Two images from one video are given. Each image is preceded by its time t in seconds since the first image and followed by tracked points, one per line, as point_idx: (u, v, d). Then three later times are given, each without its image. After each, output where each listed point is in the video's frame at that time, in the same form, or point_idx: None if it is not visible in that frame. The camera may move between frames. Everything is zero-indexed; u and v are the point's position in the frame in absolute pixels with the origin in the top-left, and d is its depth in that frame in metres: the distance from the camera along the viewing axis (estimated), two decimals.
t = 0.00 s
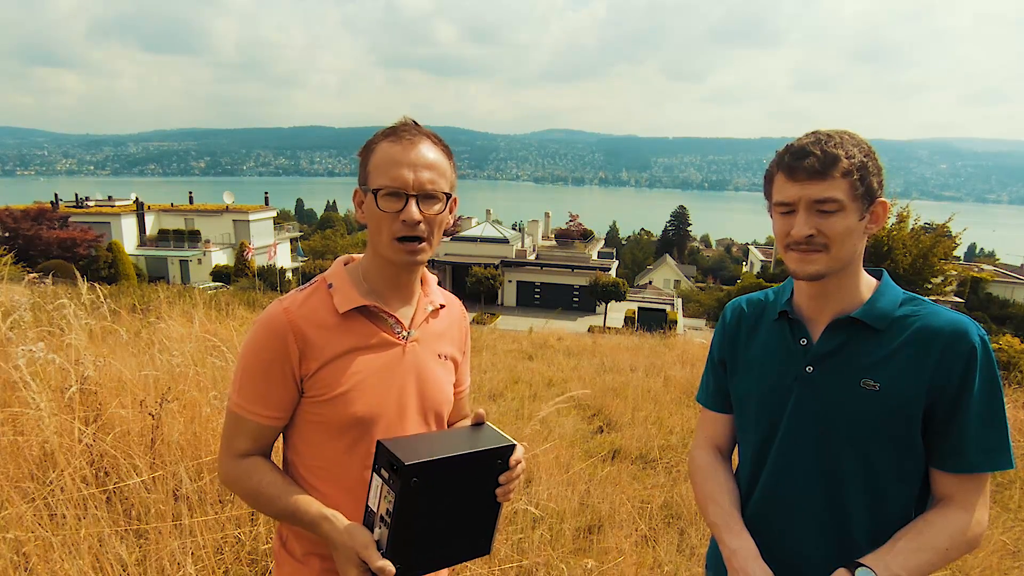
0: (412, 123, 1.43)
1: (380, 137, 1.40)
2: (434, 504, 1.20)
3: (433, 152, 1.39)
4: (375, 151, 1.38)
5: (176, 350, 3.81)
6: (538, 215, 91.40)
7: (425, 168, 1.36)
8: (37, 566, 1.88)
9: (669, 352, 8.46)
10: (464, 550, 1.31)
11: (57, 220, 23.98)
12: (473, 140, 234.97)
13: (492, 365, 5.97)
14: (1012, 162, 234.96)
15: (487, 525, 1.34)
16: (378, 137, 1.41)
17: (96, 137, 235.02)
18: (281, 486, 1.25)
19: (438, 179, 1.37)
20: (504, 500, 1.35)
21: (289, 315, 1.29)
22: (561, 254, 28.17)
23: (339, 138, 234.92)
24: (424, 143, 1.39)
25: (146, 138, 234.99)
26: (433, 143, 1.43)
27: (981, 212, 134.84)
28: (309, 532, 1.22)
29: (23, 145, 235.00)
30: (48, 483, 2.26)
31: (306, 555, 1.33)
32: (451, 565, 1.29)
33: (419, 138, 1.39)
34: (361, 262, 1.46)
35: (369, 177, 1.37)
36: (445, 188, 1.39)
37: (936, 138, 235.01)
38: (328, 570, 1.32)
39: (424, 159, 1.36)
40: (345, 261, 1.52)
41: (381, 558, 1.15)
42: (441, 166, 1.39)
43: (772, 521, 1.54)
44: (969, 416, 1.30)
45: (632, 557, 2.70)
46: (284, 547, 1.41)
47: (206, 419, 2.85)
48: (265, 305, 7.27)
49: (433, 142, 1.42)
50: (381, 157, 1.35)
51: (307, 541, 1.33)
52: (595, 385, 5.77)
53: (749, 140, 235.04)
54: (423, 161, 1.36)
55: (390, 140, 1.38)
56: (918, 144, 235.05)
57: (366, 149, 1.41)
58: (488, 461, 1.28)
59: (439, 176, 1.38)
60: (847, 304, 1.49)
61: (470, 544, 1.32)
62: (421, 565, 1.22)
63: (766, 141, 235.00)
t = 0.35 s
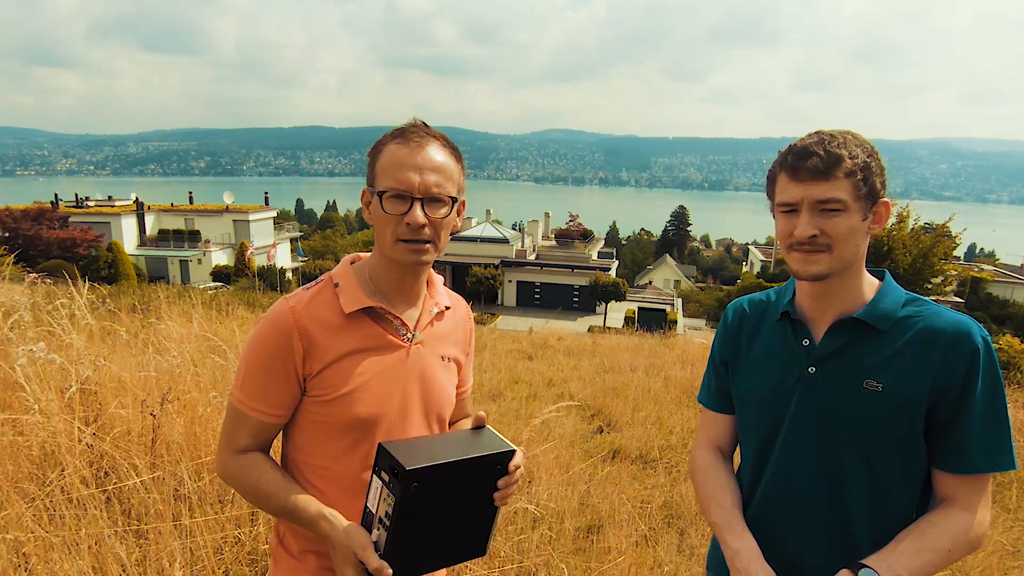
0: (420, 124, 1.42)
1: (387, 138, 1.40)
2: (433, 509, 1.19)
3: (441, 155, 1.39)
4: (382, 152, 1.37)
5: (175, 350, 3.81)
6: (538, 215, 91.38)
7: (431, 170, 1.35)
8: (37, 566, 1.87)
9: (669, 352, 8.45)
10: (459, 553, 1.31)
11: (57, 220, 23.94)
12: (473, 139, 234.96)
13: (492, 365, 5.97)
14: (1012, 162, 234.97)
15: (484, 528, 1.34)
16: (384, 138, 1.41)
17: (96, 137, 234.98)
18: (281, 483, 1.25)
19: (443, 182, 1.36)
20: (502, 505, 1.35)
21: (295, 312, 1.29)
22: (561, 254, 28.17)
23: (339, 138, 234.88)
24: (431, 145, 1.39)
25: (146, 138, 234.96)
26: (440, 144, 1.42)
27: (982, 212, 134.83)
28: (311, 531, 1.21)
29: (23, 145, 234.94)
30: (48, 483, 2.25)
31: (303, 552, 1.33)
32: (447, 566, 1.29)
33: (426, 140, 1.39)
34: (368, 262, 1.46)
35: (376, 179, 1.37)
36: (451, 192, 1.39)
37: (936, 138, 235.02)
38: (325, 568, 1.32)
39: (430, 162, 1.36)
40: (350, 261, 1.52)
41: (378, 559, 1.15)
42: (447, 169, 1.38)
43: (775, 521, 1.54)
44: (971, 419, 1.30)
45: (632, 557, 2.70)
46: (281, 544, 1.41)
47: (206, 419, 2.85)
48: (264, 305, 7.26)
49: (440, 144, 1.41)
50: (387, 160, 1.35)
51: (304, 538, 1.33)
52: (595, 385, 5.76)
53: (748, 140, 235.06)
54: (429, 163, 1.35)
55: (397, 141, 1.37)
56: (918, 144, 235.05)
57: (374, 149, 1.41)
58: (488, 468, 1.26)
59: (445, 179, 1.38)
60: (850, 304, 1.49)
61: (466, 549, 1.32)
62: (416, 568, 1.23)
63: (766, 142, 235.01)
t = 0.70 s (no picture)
0: (411, 121, 1.42)
1: (378, 135, 1.39)
2: (424, 486, 1.20)
3: (431, 150, 1.39)
4: (372, 148, 1.37)
5: (175, 350, 3.81)
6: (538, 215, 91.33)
7: (421, 163, 1.35)
8: (37, 566, 1.87)
9: (669, 352, 8.46)
10: (462, 538, 1.28)
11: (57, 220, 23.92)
12: (473, 139, 234.95)
13: (492, 365, 5.97)
14: (1012, 162, 235.01)
15: (485, 512, 1.32)
16: (373, 134, 1.41)
17: (96, 137, 234.97)
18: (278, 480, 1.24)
19: (433, 175, 1.36)
20: (500, 486, 1.34)
21: (290, 313, 1.29)
22: (561, 254, 28.17)
23: (339, 138, 234.82)
24: (422, 141, 1.39)
25: (146, 138, 234.95)
26: (431, 140, 1.42)
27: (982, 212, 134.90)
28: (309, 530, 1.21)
29: (23, 145, 234.95)
30: (47, 483, 2.25)
31: (306, 555, 1.33)
32: (448, 552, 1.26)
33: (415, 135, 1.38)
34: (362, 260, 1.45)
35: (366, 174, 1.36)
36: (441, 185, 1.38)
37: (936, 138, 235.05)
38: (326, 568, 1.31)
39: (420, 156, 1.36)
40: (346, 259, 1.52)
41: (373, 539, 1.13)
42: (437, 163, 1.38)
43: (775, 521, 1.54)
44: (971, 419, 1.30)
45: (632, 558, 2.69)
46: (284, 547, 1.40)
47: (206, 420, 2.85)
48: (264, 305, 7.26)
49: (428, 137, 1.41)
50: (377, 155, 1.35)
51: (305, 540, 1.33)
52: (595, 385, 5.76)
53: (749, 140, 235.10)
54: (419, 158, 1.35)
55: (387, 137, 1.38)
56: (918, 144, 235.09)
57: (365, 146, 1.40)
58: (477, 442, 1.28)
59: (435, 173, 1.37)
60: (850, 303, 1.49)
61: (469, 532, 1.29)
62: (416, 552, 1.20)
63: (766, 142, 235.03)
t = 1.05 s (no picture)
0: (407, 121, 1.42)
1: (374, 135, 1.39)
2: (427, 486, 1.20)
3: (428, 149, 1.39)
4: (368, 148, 1.37)
5: (176, 350, 3.81)
6: (538, 215, 91.32)
7: (418, 163, 1.35)
8: (37, 567, 1.87)
9: (669, 352, 8.45)
10: (463, 538, 1.28)
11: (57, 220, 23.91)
12: (473, 139, 234.95)
13: (492, 365, 5.97)
14: (1012, 162, 235.00)
15: (486, 511, 1.31)
16: (368, 134, 1.41)
17: (96, 137, 234.98)
18: (278, 482, 1.24)
19: (431, 174, 1.36)
20: (501, 485, 1.34)
21: (288, 315, 1.28)
22: (562, 254, 28.16)
23: (339, 138, 234.81)
24: (418, 141, 1.39)
25: (146, 138, 234.94)
26: (428, 140, 1.42)
27: (982, 212, 134.90)
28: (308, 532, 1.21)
29: (23, 145, 234.95)
30: (47, 483, 2.25)
31: (308, 558, 1.33)
32: (451, 553, 1.25)
33: (411, 134, 1.38)
34: (360, 261, 1.45)
35: (363, 174, 1.36)
36: (439, 183, 1.38)
37: (936, 138, 235.05)
38: (328, 571, 1.31)
39: (418, 155, 1.36)
40: (343, 260, 1.52)
41: (376, 541, 1.13)
42: (434, 162, 1.38)
43: (775, 522, 1.54)
44: (973, 418, 1.29)
45: (632, 557, 2.69)
46: (285, 548, 1.41)
47: (206, 420, 2.85)
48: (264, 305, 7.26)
49: (424, 136, 1.41)
50: (374, 155, 1.35)
51: (306, 544, 1.33)
52: (595, 385, 5.76)
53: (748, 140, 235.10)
54: (417, 157, 1.35)
55: (383, 137, 1.37)
56: (918, 144, 235.08)
57: (361, 146, 1.40)
58: (479, 440, 1.28)
59: (433, 171, 1.37)
60: (851, 303, 1.48)
61: (470, 532, 1.28)
62: (420, 553, 1.20)
63: (766, 142, 235.03)
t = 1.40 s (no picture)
0: (405, 121, 1.42)
1: (373, 135, 1.39)
2: (429, 506, 1.20)
3: (427, 149, 1.39)
4: (366, 149, 1.37)
5: (176, 349, 3.82)
6: (538, 215, 91.32)
7: (418, 163, 1.35)
8: (37, 567, 1.87)
9: (669, 352, 8.45)
10: (463, 552, 1.29)
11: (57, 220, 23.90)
12: (473, 139, 234.94)
13: (492, 365, 5.97)
14: (1012, 162, 234.98)
15: (485, 527, 1.32)
16: (366, 134, 1.41)
17: (96, 137, 235.03)
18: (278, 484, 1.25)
19: (431, 174, 1.36)
20: (502, 501, 1.34)
21: (286, 317, 1.28)
22: (562, 254, 28.16)
23: (339, 138, 234.87)
24: (417, 140, 1.39)
25: (146, 138, 234.94)
26: (427, 140, 1.42)
27: (982, 212, 134.90)
28: (306, 534, 1.21)
29: (24, 145, 234.99)
30: (47, 482, 2.25)
31: (308, 560, 1.33)
32: (449, 568, 1.27)
33: (409, 135, 1.38)
34: (359, 262, 1.45)
35: (362, 176, 1.36)
36: (439, 184, 1.39)
37: (936, 138, 235.04)
38: (327, 575, 1.32)
39: (417, 156, 1.36)
40: (342, 261, 1.52)
41: (377, 561, 1.14)
42: (434, 162, 1.38)
43: (775, 521, 1.54)
44: (974, 417, 1.29)
45: (633, 557, 2.69)
46: (284, 550, 1.41)
47: (206, 420, 2.85)
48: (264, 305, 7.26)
49: (423, 137, 1.41)
50: (373, 155, 1.35)
51: (305, 546, 1.33)
52: (595, 384, 5.76)
53: (749, 141, 235.07)
54: (417, 158, 1.35)
55: (382, 137, 1.37)
56: (918, 144, 235.06)
57: (359, 146, 1.40)
58: (482, 461, 1.27)
59: (432, 172, 1.38)
60: (851, 303, 1.48)
61: (469, 546, 1.30)
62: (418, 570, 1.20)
63: (766, 142, 235.01)
